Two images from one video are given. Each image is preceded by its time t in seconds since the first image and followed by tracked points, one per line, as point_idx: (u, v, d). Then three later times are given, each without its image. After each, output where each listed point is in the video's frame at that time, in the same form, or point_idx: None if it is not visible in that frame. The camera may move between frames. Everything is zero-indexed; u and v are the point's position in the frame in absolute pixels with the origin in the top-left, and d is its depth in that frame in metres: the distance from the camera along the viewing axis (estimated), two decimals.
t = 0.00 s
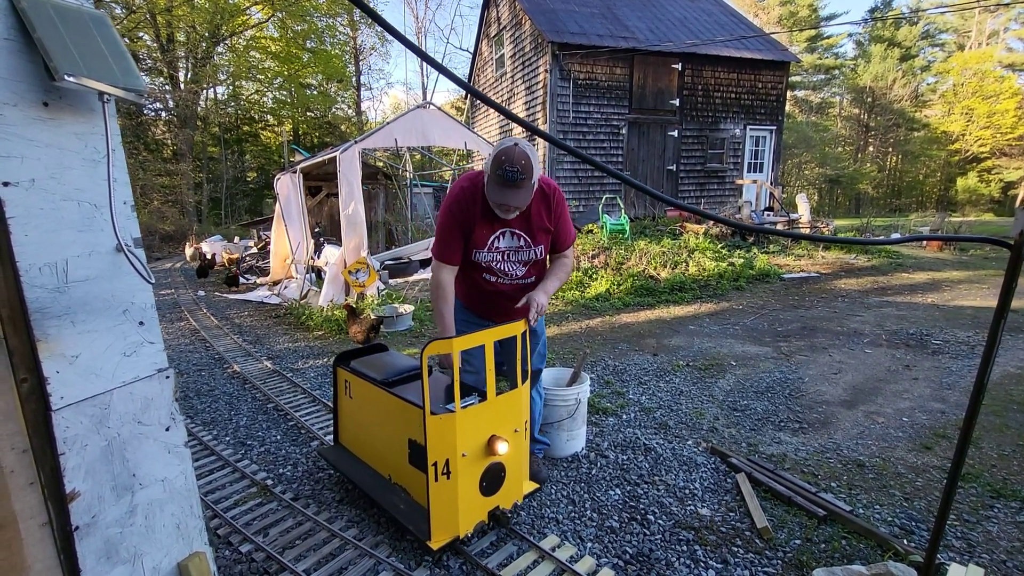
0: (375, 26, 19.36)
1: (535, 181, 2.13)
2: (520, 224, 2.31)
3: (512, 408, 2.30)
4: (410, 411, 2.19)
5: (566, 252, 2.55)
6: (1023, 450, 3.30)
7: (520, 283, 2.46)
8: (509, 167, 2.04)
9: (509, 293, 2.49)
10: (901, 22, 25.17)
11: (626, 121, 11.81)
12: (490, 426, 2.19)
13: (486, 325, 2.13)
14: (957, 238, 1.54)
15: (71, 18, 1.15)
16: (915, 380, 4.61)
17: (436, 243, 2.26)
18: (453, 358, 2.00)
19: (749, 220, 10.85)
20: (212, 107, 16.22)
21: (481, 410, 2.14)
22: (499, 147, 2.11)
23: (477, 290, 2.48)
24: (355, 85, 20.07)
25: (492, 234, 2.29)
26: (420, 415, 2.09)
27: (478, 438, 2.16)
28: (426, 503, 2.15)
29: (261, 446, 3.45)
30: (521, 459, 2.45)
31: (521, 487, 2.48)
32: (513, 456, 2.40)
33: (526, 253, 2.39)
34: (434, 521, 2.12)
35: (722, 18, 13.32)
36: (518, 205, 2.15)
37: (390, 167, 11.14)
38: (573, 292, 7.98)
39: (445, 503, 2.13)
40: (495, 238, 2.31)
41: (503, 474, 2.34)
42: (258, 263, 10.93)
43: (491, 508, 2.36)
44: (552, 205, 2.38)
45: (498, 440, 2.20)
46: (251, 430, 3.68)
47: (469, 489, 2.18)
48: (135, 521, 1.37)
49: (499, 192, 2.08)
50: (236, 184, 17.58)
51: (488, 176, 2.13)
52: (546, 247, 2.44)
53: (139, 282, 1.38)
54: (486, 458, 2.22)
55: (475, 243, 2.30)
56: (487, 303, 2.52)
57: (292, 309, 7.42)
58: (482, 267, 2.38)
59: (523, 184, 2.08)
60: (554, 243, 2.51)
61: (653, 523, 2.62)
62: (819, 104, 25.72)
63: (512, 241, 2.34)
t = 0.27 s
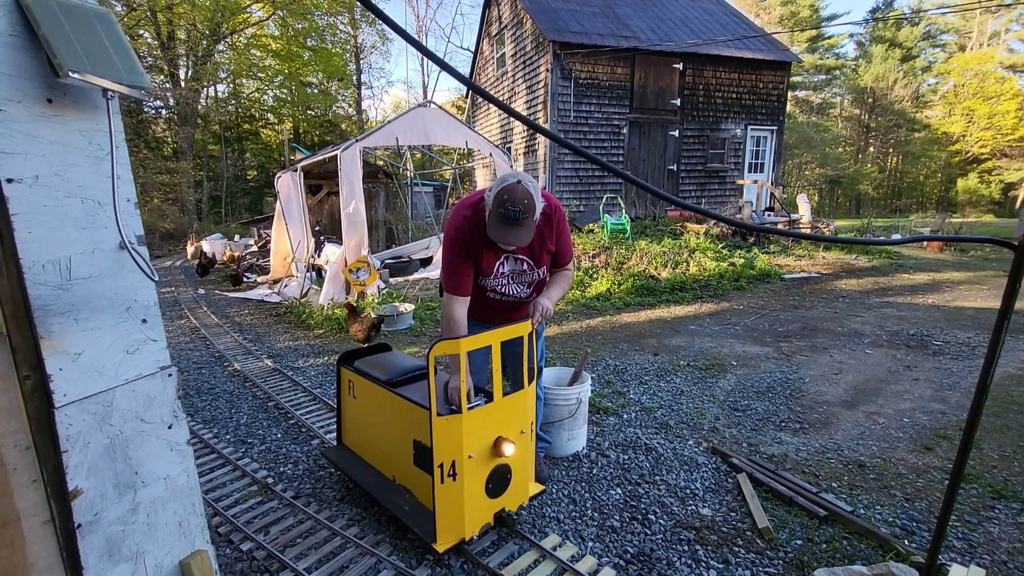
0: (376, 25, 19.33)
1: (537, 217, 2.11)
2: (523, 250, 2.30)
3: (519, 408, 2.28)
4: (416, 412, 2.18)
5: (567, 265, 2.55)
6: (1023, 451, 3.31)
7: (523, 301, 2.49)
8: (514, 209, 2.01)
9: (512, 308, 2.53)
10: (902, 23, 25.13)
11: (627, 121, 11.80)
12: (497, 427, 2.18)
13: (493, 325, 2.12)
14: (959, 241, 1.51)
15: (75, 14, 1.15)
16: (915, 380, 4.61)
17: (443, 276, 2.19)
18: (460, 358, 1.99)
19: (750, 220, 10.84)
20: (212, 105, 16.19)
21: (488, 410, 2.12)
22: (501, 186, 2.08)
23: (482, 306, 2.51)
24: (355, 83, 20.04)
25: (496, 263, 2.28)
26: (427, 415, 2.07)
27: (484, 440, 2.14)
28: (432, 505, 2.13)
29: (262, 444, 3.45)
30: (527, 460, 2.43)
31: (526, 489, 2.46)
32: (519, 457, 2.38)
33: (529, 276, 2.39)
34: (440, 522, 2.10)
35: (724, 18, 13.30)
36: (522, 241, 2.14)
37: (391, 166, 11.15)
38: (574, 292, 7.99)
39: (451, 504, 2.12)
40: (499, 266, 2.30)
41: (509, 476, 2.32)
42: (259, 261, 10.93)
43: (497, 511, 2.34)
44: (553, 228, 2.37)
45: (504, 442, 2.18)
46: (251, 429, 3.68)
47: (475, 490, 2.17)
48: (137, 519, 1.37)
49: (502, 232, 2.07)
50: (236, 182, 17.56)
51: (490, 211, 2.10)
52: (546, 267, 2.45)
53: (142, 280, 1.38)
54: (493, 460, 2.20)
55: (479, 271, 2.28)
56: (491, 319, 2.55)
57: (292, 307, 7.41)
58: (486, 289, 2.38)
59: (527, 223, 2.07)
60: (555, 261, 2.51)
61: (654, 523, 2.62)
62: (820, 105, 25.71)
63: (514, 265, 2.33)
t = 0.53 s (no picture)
0: (376, 23, 19.31)
1: (541, 228, 2.08)
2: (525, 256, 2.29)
3: (525, 410, 2.26)
4: (420, 413, 2.16)
5: (569, 270, 2.55)
6: (1023, 451, 3.31)
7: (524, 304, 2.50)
8: (517, 221, 1.99)
9: (513, 310, 2.53)
10: (902, 23, 25.11)
11: (627, 120, 11.79)
12: (502, 429, 2.16)
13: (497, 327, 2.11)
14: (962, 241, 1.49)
15: (76, 11, 1.14)
16: (916, 381, 4.62)
17: (444, 281, 2.19)
18: (465, 359, 1.97)
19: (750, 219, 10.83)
20: (212, 104, 16.15)
21: (493, 411, 2.10)
22: (504, 197, 2.04)
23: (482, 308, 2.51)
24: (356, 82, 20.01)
25: (498, 270, 2.27)
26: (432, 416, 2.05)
27: (490, 442, 2.12)
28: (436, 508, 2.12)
29: (262, 444, 3.44)
30: (532, 462, 2.41)
31: (532, 491, 2.44)
32: (524, 460, 2.36)
33: (531, 282, 2.39)
34: (445, 525, 2.09)
35: (724, 18, 13.28)
36: (525, 252, 2.12)
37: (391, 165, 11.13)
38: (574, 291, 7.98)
39: (456, 506, 2.10)
40: (500, 272, 2.29)
41: (514, 478, 2.30)
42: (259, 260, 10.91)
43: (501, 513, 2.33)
44: (556, 235, 2.36)
45: (509, 443, 2.16)
46: (251, 428, 3.67)
47: (480, 492, 2.15)
48: (137, 518, 1.37)
49: (504, 243, 2.05)
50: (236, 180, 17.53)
51: (492, 221, 2.08)
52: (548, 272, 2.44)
53: (143, 278, 1.38)
54: (498, 462, 2.18)
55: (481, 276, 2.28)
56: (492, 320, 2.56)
57: (292, 306, 7.41)
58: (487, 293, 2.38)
59: (530, 235, 2.04)
60: (557, 264, 2.51)
61: (654, 523, 2.62)
62: (820, 105, 25.70)
63: (516, 271, 2.32)
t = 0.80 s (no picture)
0: (376, 22, 19.28)
1: (546, 232, 2.07)
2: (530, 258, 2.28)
3: (528, 412, 2.26)
4: (422, 414, 2.16)
5: (573, 272, 2.55)
6: (1023, 452, 3.31)
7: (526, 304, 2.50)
8: (522, 224, 1.97)
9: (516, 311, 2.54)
10: (903, 24, 25.09)
11: (627, 120, 11.79)
12: (505, 431, 2.15)
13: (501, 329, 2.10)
14: (962, 241, 1.49)
15: (76, 10, 1.14)
16: (915, 381, 4.62)
17: (447, 282, 2.19)
18: (469, 361, 1.97)
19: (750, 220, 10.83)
20: (211, 102, 16.11)
21: (497, 414, 2.10)
22: (510, 201, 2.02)
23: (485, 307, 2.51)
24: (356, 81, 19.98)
25: (502, 271, 2.26)
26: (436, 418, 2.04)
27: (494, 444, 2.11)
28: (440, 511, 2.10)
29: (261, 443, 3.44)
30: (536, 464, 2.40)
31: (535, 494, 2.43)
32: (528, 462, 2.36)
33: (534, 282, 2.39)
34: (448, 528, 2.07)
35: (725, 18, 13.28)
36: (529, 255, 2.11)
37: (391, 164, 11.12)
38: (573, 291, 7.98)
39: (459, 510, 2.08)
40: (504, 273, 2.28)
41: (518, 480, 2.29)
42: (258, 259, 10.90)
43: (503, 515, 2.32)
44: (561, 237, 2.35)
45: (513, 445, 2.15)
46: (250, 427, 3.67)
47: (484, 495, 2.14)
48: (135, 518, 1.36)
49: (510, 247, 2.04)
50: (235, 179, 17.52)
51: (497, 223, 2.07)
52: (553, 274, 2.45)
53: (141, 278, 1.38)
54: (502, 464, 2.17)
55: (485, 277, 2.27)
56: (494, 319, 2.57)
57: (291, 305, 7.40)
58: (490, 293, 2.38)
59: (534, 239, 2.03)
60: (561, 266, 2.51)
61: (654, 523, 2.62)
62: (820, 105, 25.68)
63: (520, 272, 2.32)
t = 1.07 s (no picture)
0: (377, 21, 19.25)
1: (551, 233, 2.06)
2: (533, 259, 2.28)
3: (531, 413, 2.26)
4: (423, 415, 2.15)
5: (575, 273, 2.56)
6: (1021, 452, 3.32)
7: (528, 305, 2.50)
8: (528, 226, 1.97)
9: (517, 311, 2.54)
10: (902, 24, 25.08)
11: (627, 120, 11.78)
12: (508, 432, 2.14)
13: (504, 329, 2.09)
14: (960, 242, 1.48)
15: (74, 7, 1.13)
16: (914, 381, 4.62)
17: (450, 281, 2.17)
18: (472, 361, 1.96)
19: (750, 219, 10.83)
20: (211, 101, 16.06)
21: (500, 415, 2.09)
22: (516, 202, 2.01)
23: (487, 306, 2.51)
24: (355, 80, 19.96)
25: (505, 271, 2.26)
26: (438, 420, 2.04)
27: (496, 445, 2.10)
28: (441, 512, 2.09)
29: (260, 442, 3.44)
30: (538, 465, 2.40)
31: (537, 495, 2.43)
32: (530, 464, 2.35)
33: (536, 283, 2.39)
34: (450, 530, 2.06)
35: (725, 17, 13.26)
36: (534, 257, 2.11)
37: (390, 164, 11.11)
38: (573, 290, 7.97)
39: (461, 511, 2.08)
40: (507, 273, 2.28)
41: (520, 482, 2.29)
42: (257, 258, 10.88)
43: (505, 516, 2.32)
44: (564, 238, 2.35)
45: (516, 447, 2.15)
46: (249, 426, 3.66)
47: (486, 496, 2.13)
48: (132, 517, 1.36)
49: (515, 248, 2.03)
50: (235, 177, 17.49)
51: (502, 224, 2.06)
52: (555, 275, 2.45)
53: (140, 275, 1.37)
54: (504, 466, 2.16)
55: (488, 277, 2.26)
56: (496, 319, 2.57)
57: (291, 303, 7.39)
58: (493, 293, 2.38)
59: (539, 241, 2.03)
60: (563, 267, 2.52)
61: (652, 523, 2.61)
62: (820, 105, 25.67)
63: (523, 273, 2.32)
